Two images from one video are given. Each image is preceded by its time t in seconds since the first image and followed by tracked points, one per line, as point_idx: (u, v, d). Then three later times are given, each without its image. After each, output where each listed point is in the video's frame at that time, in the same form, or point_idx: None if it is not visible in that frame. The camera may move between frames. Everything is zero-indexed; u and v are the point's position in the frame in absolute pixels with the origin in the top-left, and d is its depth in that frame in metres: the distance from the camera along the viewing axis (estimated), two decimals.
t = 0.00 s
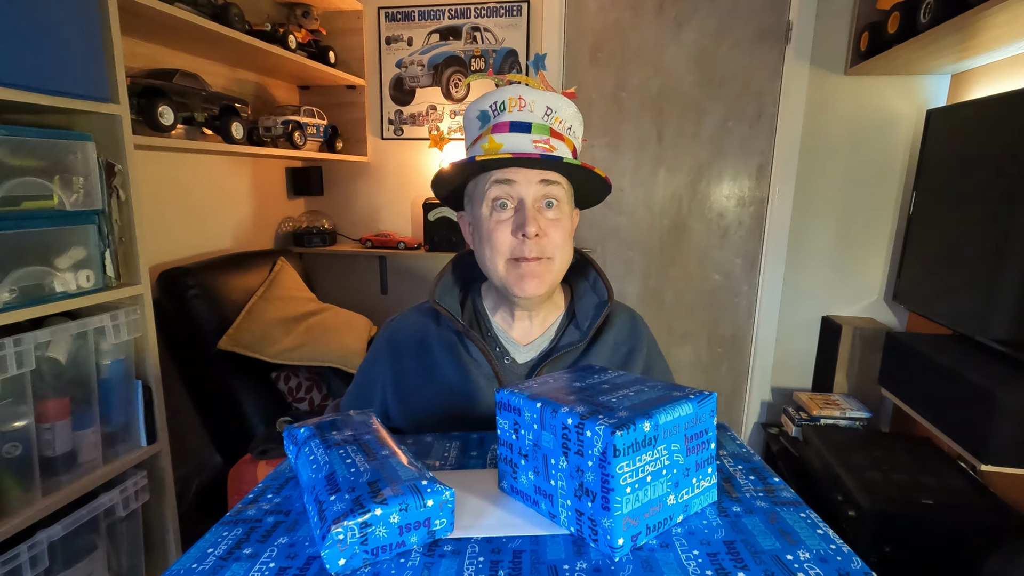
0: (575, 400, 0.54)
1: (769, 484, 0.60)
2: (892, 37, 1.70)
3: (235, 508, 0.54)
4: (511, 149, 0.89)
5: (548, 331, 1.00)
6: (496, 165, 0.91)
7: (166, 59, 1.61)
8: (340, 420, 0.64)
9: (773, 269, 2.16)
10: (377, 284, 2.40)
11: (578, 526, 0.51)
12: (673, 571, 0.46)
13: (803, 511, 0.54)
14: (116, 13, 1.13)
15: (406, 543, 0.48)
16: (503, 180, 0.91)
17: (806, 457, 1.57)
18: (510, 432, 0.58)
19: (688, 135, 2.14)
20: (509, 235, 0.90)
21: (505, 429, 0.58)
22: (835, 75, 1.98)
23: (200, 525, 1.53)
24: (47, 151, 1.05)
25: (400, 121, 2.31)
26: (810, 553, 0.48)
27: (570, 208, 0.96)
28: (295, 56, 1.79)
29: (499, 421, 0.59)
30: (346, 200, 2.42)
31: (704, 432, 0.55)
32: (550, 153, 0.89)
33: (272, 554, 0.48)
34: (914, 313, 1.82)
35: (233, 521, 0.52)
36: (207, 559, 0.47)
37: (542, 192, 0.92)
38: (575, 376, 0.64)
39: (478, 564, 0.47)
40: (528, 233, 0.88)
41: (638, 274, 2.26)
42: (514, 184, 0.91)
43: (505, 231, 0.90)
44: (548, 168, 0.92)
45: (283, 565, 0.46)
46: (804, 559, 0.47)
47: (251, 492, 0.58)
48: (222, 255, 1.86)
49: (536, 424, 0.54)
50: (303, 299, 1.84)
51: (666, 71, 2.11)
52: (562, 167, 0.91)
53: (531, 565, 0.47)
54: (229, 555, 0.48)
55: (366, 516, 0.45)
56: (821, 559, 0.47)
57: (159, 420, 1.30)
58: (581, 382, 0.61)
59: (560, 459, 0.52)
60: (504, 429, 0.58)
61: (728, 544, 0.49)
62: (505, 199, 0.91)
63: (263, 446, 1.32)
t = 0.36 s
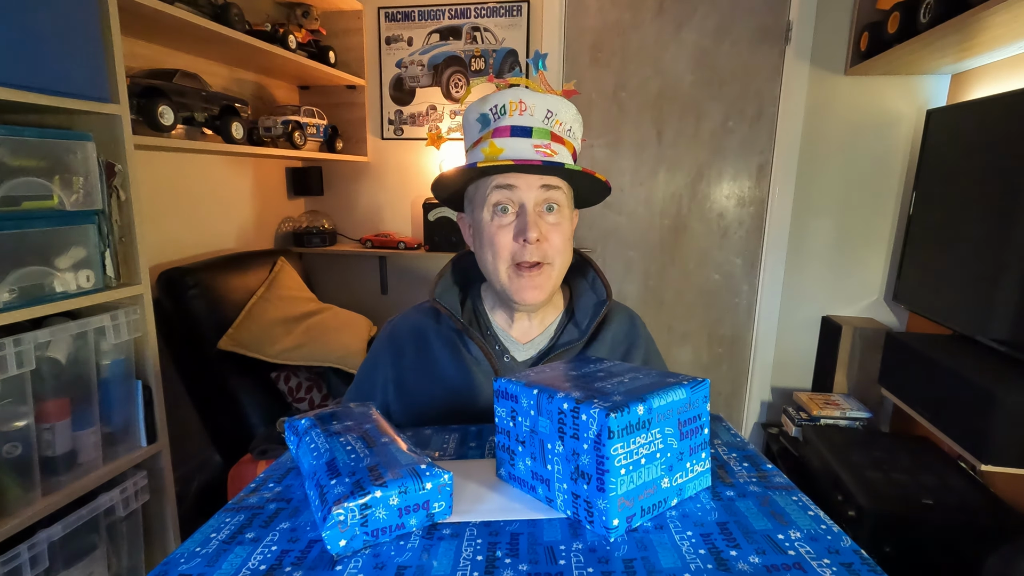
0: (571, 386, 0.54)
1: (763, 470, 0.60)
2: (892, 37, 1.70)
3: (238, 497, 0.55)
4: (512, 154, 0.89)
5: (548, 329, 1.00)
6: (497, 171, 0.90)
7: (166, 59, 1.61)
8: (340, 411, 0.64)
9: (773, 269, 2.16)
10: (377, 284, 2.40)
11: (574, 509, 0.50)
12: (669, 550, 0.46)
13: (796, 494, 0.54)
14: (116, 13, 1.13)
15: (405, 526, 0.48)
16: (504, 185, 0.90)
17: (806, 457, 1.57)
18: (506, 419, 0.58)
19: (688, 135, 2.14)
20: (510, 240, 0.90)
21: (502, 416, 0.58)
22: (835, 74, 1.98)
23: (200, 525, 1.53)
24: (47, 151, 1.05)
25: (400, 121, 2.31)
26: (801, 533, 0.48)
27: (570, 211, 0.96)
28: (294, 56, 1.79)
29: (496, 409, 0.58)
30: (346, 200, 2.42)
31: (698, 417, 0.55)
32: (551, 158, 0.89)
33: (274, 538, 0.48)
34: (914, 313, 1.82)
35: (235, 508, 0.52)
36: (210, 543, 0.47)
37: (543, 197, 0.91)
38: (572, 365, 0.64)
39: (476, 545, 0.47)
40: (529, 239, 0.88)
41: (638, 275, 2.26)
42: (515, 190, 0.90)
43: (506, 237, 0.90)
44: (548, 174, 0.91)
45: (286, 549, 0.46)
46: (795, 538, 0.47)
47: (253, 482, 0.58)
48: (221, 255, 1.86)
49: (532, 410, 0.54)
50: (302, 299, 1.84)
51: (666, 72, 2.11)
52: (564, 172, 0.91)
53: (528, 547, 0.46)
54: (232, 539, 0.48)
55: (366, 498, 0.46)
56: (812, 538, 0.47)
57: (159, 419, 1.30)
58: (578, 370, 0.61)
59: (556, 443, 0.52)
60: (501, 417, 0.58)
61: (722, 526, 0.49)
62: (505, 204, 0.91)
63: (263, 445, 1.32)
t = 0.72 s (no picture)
0: (572, 385, 0.54)
1: (765, 470, 0.60)
2: (892, 37, 1.70)
3: (236, 495, 0.54)
4: (507, 151, 0.88)
5: (548, 331, 1.00)
6: (493, 165, 0.91)
7: (166, 59, 1.61)
8: (339, 410, 0.64)
9: (773, 269, 2.16)
10: (377, 284, 2.40)
11: (575, 509, 0.50)
12: (671, 551, 0.46)
13: (799, 494, 0.55)
14: (116, 14, 1.13)
15: (405, 526, 0.48)
16: (499, 182, 0.91)
17: (806, 457, 1.57)
18: (507, 418, 0.58)
19: (688, 135, 2.14)
20: (504, 236, 0.90)
21: (502, 415, 0.58)
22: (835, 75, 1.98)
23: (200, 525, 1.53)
24: (47, 151, 1.05)
25: (400, 121, 2.31)
26: (805, 533, 0.48)
27: (567, 209, 0.96)
28: (294, 56, 1.79)
29: (497, 407, 0.58)
30: (346, 200, 2.42)
31: (700, 416, 0.55)
32: (545, 154, 0.89)
33: (272, 538, 0.48)
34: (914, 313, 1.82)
35: (233, 507, 0.52)
36: (207, 543, 0.47)
37: (538, 194, 0.92)
38: (573, 364, 0.64)
39: (476, 545, 0.47)
40: (523, 234, 0.88)
41: (638, 275, 2.26)
42: (510, 186, 0.91)
43: (501, 233, 0.90)
44: (543, 171, 0.92)
45: (284, 548, 0.46)
46: (799, 539, 0.47)
47: (251, 480, 0.58)
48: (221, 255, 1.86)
49: (533, 409, 0.54)
50: (303, 299, 1.84)
51: (666, 71, 2.10)
52: (557, 167, 0.91)
53: (529, 547, 0.46)
54: (230, 539, 0.48)
55: (365, 498, 0.46)
56: (815, 539, 0.47)
57: (159, 419, 1.30)
58: (578, 369, 0.61)
59: (558, 443, 0.52)
60: (502, 416, 0.58)
61: (724, 526, 0.49)
62: (501, 201, 0.91)
63: (263, 445, 1.32)
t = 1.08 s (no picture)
0: (576, 388, 0.54)
1: (772, 474, 0.60)
2: (892, 37, 1.70)
3: (235, 499, 0.54)
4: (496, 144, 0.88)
5: (548, 331, 1.00)
6: (483, 158, 0.92)
7: (166, 59, 1.61)
8: (340, 412, 0.64)
9: (773, 269, 2.16)
10: (377, 284, 2.40)
11: (580, 514, 0.50)
12: (677, 557, 0.46)
13: (806, 500, 0.54)
14: (116, 13, 1.13)
15: (408, 531, 0.48)
16: (491, 175, 0.92)
17: (806, 457, 1.57)
18: (511, 422, 0.57)
19: (688, 135, 2.14)
20: (496, 228, 0.90)
21: (506, 419, 0.58)
22: (835, 75, 1.99)
23: (199, 525, 1.53)
24: (47, 151, 1.05)
25: (400, 121, 2.31)
26: (813, 539, 0.48)
27: (561, 201, 0.96)
28: (294, 56, 1.79)
29: (501, 411, 0.58)
30: (346, 200, 2.42)
31: (706, 420, 0.55)
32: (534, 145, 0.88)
33: (273, 543, 0.48)
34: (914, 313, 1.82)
35: (233, 511, 0.52)
36: (207, 548, 0.47)
37: (530, 185, 0.92)
38: (576, 366, 0.64)
39: (481, 551, 0.46)
40: (515, 224, 0.88)
41: (638, 274, 2.26)
42: (501, 179, 0.92)
43: (493, 225, 0.90)
44: (532, 162, 0.93)
45: (284, 554, 0.46)
46: (808, 545, 0.47)
47: (251, 484, 0.58)
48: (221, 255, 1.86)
49: (538, 413, 0.54)
50: (302, 299, 1.84)
51: (666, 71, 2.11)
52: (545, 155, 0.90)
53: (534, 552, 0.46)
54: (230, 544, 0.48)
55: (368, 503, 0.46)
56: (824, 545, 0.47)
57: (159, 420, 1.30)
58: (582, 372, 0.61)
59: (562, 447, 0.52)
60: (505, 420, 0.58)
61: (731, 532, 0.49)
62: (493, 193, 0.92)
63: (263, 445, 1.32)
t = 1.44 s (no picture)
0: (576, 381, 0.54)
1: (774, 468, 0.59)
2: (892, 37, 1.70)
3: (235, 493, 0.54)
4: (514, 161, 0.88)
5: (544, 325, 1.00)
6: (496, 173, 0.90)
7: (166, 59, 1.61)
8: (338, 407, 0.64)
9: (773, 269, 2.16)
10: (377, 284, 2.40)
11: (580, 507, 0.50)
12: (677, 550, 0.46)
13: (808, 493, 0.54)
14: (116, 14, 1.13)
15: (406, 523, 0.48)
16: (506, 193, 0.90)
17: (805, 457, 1.57)
18: (511, 415, 0.57)
19: (688, 135, 2.14)
20: (508, 246, 0.91)
21: (506, 413, 0.58)
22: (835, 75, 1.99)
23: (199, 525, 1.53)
24: (46, 151, 1.05)
25: (400, 121, 2.31)
26: (815, 532, 0.48)
27: (571, 216, 0.96)
28: (294, 56, 1.79)
29: (500, 404, 0.58)
30: (346, 200, 2.42)
31: (707, 413, 0.55)
32: (554, 167, 0.88)
33: (271, 535, 0.48)
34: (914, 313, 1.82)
35: (232, 505, 0.52)
36: (206, 540, 0.47)
37: (544, 205, 0.91)
38: (577, 360, 0.64)
39: (480, 544, 0.47)
40: (528, 247, 0.89)
41: (638, 274, 2.26)
42: (516, 198, 0.90)
43: (504, 242, 0.91)
44: (550, 184, 0.90)
45: (282, 546, 0.46)
46: (810, 538, 0.47)
47: (251, 478, 0.58)
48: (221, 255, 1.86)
49: (537, 406, 0.54)
50: (302, 299, 1.84)
51: (666, 71, 2.10)
52: (564, 182, 0.90)
53: (533, 545, 0.46)
54: (228, 537, 0.48)
55: (366, 494, 0.46)
56: (826, 538, 0.47)
57: (159, 420, 1.30)
58: (582, 365, 0.61)
59: (562, 440, 0.52)
60: (505, 414, 0.58)
61: (732, 525, 0.49)
62: (506, 210, 0.91)
63: (263, 446, 1.34)
